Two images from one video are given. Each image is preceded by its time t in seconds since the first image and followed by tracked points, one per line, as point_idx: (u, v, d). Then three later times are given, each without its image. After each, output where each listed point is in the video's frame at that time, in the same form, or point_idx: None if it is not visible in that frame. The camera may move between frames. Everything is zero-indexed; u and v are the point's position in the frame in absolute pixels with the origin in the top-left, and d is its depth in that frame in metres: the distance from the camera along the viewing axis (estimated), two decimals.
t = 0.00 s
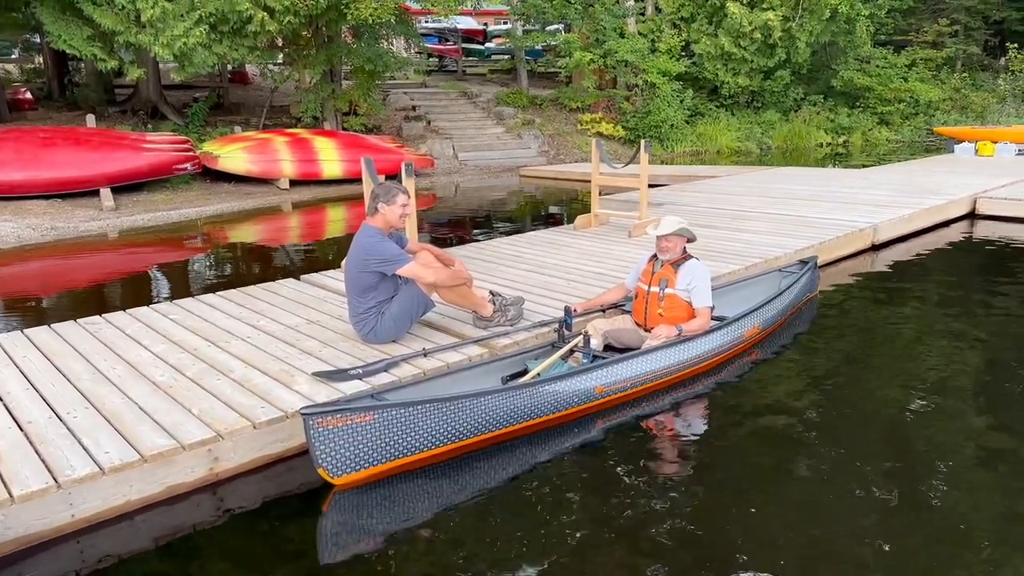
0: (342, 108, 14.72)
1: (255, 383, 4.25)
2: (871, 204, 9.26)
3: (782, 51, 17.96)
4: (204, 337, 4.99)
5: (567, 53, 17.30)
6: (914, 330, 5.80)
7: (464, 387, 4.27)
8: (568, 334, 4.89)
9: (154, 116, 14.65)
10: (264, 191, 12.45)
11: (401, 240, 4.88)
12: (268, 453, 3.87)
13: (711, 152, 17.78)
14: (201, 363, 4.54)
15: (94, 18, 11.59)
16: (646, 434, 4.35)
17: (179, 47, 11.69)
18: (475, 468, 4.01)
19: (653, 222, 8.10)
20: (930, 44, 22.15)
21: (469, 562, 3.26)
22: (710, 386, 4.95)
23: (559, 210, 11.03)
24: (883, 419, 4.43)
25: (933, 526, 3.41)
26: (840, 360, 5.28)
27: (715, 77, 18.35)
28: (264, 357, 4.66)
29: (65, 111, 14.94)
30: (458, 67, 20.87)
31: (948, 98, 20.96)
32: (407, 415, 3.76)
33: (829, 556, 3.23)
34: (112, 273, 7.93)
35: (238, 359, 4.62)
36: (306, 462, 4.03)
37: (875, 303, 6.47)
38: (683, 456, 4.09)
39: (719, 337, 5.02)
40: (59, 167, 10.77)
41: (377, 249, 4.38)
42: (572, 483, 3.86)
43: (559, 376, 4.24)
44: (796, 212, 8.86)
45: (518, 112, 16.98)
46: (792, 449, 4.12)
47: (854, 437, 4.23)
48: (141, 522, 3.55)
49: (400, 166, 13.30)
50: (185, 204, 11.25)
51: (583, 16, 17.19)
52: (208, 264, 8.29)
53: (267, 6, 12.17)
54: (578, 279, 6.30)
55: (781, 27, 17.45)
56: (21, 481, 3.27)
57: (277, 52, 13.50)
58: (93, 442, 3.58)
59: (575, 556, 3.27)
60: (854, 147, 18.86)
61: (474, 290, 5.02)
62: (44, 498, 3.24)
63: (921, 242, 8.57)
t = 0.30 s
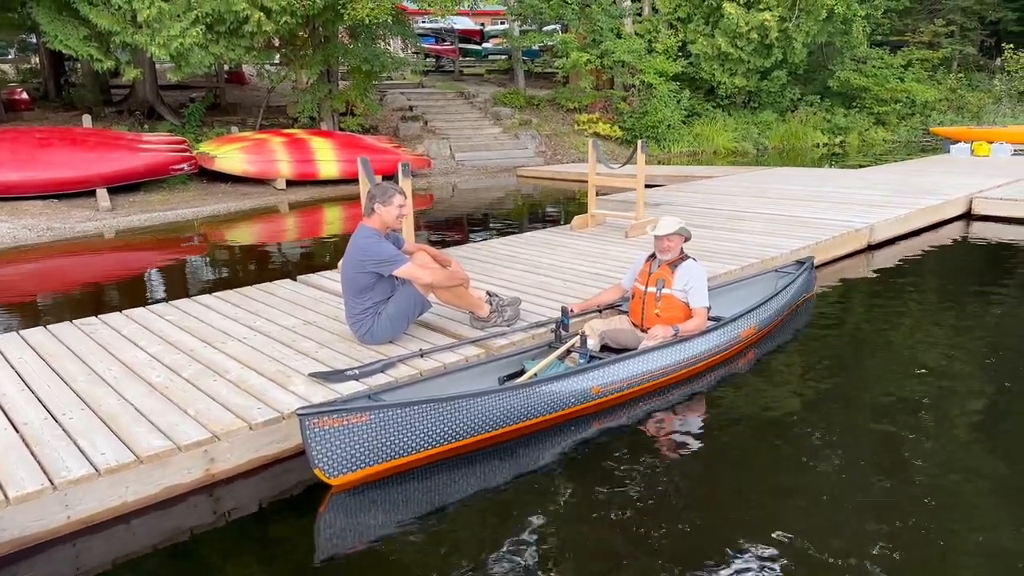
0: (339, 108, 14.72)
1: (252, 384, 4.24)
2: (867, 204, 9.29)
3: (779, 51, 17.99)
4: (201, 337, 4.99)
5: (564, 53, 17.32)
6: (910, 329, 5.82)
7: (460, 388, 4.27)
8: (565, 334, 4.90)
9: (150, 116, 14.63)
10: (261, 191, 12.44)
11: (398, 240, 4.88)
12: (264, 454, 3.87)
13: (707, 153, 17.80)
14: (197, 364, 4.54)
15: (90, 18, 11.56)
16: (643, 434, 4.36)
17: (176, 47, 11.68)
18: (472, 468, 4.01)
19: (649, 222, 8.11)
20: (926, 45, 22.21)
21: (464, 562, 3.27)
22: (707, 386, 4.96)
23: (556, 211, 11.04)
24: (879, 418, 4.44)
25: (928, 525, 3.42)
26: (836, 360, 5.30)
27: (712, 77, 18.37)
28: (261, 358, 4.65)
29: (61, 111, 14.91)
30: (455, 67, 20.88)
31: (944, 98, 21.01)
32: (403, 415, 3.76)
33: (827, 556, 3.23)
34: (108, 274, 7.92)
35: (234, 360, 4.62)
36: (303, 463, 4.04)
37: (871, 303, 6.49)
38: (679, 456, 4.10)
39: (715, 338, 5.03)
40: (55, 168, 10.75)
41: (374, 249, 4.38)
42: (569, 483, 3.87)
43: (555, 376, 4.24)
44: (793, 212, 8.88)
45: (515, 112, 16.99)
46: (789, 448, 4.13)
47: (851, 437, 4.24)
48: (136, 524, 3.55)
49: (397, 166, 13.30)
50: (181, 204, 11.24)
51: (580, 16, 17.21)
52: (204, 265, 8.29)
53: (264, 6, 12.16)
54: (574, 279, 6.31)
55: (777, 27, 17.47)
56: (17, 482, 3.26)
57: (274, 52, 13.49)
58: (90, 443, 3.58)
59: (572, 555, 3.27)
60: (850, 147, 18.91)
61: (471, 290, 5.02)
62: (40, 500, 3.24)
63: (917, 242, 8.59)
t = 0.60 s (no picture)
0: (336, 108, 14.70)
1: (249, 385, 4.24)
2: (863, 204, 9.30)
3: (775, 52, 18.01)
4: (198, 338, 4.98)
5: (561, 53, 17.33)
6: (907, 329, 5.83)
7: (458, 388, 4.27)
8: (563, 334, 4.90)
9: (146, 116, 14.61)
10: (257, 191, 12.43)
11: (396, 240, 4.88)
12: (262, 455, 3.86)
13: (704, 153, 17.81)
14: (195, 365, 4.53)
15: (86, 18, 11.53)
16: (641, 434, 4.35)
17: (172, 47, 11.65)
18: (470, 468, 4.01)
19: (646, 222, 8.12)
20: (922, 45, 22.26)
21: (463, 562, 3.27)
22: (704, 386, 4.96)
23: (554, 211, 11.04)
24: (876, 417, 4.45)
25: (926, 524, 3.42)
26: (833, 360, 5.31)
27: (709, 77, 18.38)
28: (258, 358, 4.64)
29: (57, 111, 14.88)
30: (452, 67, 20.88)
31: (940, 98, 21.06)
32: (402, 416, 3.76)
33: (827, 556, 3.22)
34: (105, 274, 7.91)
35: (232, 360, 4.61)
36: (301, 463, 4.03)
37: (868, 303, 6.50)
38: (677, 455, 4.10)
39: (713, 338, 5.03)
40: (51, 168, 10.73)
41: (371, 250, 4.38)
42: (567, 482, 3.87)
43: (553, 376, 4.24)
44: (790, 212, 8.89)
45: (512, 113, 16.99)
46: (786, 448, 4.12)
47: (849, 437, 4.24)
48: (134, 525, 3.54)
49: (394, 166, 13.30)
50: (177, 205, 11.22)
51: (577, 16, 17.22)
52: (201, 265, 8.28)
53: (261, 7, 12.15)
54: (571, 279, 6.31)
55: (774, 27, 17.50)
56: (14, 483, 3.25)
57: (270, 52, 13.47)
58: (87, 445, 3.57)
59: (571, 554, 3.27)
60: (847, 147, 18.94)
61: (469, 290, 5.01)
62: (37, 501, 3.23)
63: (914, 241, 8.61)
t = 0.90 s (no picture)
0: (331, 108, 14.69)
1: (244, 385, 4.23)
2: (859, 203, 9.32)
3: (771, 51, 18.04)
4: (193, 337, 4.97)
5: (557, 53, 17.33)
6: (902, 328, 5.84)
7: (453, 387, 4.27)
8: (558, 333, 4.90)
9: (141, 116, 14.58)
10: (253, 191, 12.41)
11: (391, 240, 4.87)
12: (257, 454, 3.86)
13: (700, 153, 17.81)
14: (189, 365, 4.52)
15: (81, 17, 11.51)
16: (636, 433, 4.36)
17: (167, 46, 11.64)
18: (465, 467, 4.00)
19: (642, 221, 8.12)
20: (917, 45, 22.31)
21: (458, 560, 3.27)
22: (698, 384, 4.96)
23: (550, 210, 11.04)
24: (871, 417, 4.46)
25: (919, 522, 3.43)
26: (828, 359, 5.31)
27: (704, 77, 18.40)
28: (253, 358, 4.63)
29: (51, 111, 14.84)
30: (448, 67, 20.88)
31: (935, 98, 21.11)
32: (396, 414, 3.75)
33: (821, 556, 3.22)
34: (100, 274, 7.89)
35: (227, 360, 4.60)
36: (296, 463, 4.03)
37: (863, 302, 6.51)
38: (672, 454, 4.10)
39: (707, 336, 5.04)
40: (46, 168, 10.70)
41: (367, 249, 4.37)
42: (562, 482, 3.87)
43: (548, 375, 4.24)
44: (785, 212, 8.90)
45: (508, 112, 16.99)
46: (781, 447, 4.13)
47: (844, 436, 4.24)
48: (129, 524, 3.53)
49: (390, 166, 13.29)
50: (173, 205, 11.19)
51: (573, 16, 17.23)
52: (197, 265, 8.26)
53: (256, 6, 12.14)
54: (567, 279, 6.31)
55: (769, 27, 17.52)
56: (8, 483, 3.25)
57: (266, 52, 13.45)
58: (81, 445, 3.56)
59: (566, 553, 3.27)
60: (842, 146, 18.98)
61: (465, 290, 5.01)
62: (31, 501, 3.22)
63: (908, 241, 8.63)
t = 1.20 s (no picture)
0: (328, 108, 14.68)
1: (241, 386, 4.22)
2: (855, 203, 9.34)
3: (767, 52, 18.06)
4: (189, 338, 4.96)
5: (553, 53, 17.31)
6: (897, 327, 5.86)
7: (449, 387, 4.26)
8: (555, 333, 4.90)
9: (137, 116, 14.55)
10: (249, 191, 12.39)
11: (387, 240, 4.87)
12: (253, 455, 3.85)
13: (696, 153, 17.81)
14: (185, 365, 4.51)
15: (76, 17, 11.46)
16: (633, 433, 4.36)
17: (163, 47, 11.61)
18: (461, 467, 4.00)
19: (638, 221, 8.13)
20: (913, 45, 22.36)
21: (455, 560, 3.27)
22: (694, 384, 4.97)
23: (546, 210, 11.04)
24: (867, 416, 4.46)
25: (917, 521, 3.44)
26: (825, 358, 5.32)
27: (701, 78, 18.41)
28: (248, 359, 4.62)
29: (47, 111, 14.80)
30: (444, 67, 20.86)
31: (930, 98, 21.17)
32: (393, 414, 3.75)
33: (816, 556, 3.22)
34: (96, 275, 7.87)
35: (222, 361, 4.59)
36: (292, 463, 4.02)
37: (859, 302, 6.52)
38: (670, 454, 4.11)
39: (704, 336, 5.05)
40: (41, 168, 10.67)
41: (363, 249, 4.37)
42: (560, 481, 3.86)
43: (544, 375, 4.24)
44: (781, 212, 8.91)
45: (504, 112, 16.98)
46: (777, 448, 4.13)
47: (840, 436, 4.24)
48: (124, 526, 3.52)
49: (386, 166, 13.27)
50: (168, 205, 11.17)
51: (569, 16, 17.21)
52: (193, 265, 8.25)
53: (252, 6, 12.12)
54: (564, 279, 6.31)
55: (765, 28, 17.54)
56: (3, 485, 3.24)
57: (262, 52, 13.43)
58: (76, 446, 3.55)
59: (565, 553, 3.27)
60: (838, 147, 19.02)
61: (461, 290, 5.01)
62: (25, 503, 3.21)
63: (904, 240, 8.65)
